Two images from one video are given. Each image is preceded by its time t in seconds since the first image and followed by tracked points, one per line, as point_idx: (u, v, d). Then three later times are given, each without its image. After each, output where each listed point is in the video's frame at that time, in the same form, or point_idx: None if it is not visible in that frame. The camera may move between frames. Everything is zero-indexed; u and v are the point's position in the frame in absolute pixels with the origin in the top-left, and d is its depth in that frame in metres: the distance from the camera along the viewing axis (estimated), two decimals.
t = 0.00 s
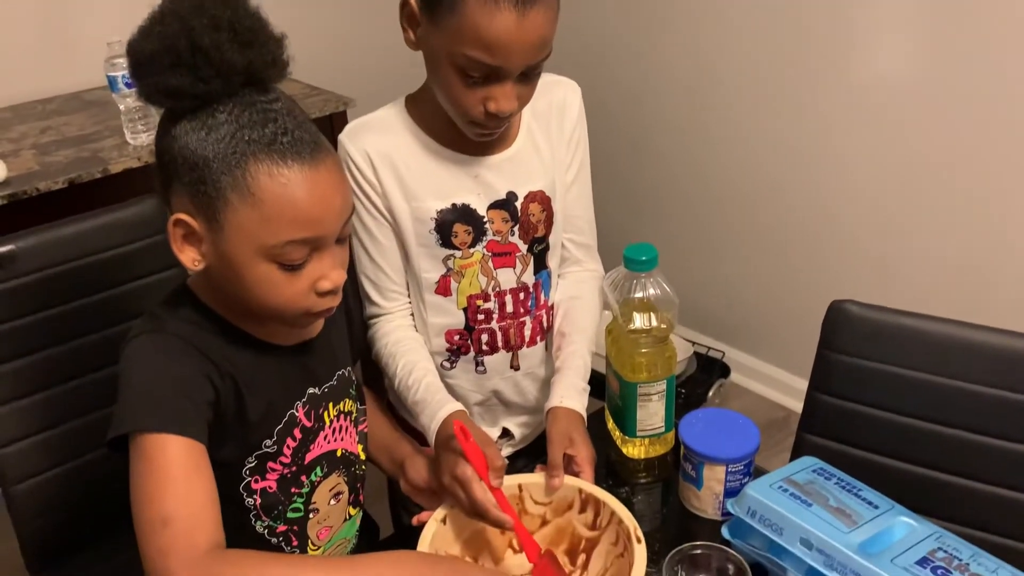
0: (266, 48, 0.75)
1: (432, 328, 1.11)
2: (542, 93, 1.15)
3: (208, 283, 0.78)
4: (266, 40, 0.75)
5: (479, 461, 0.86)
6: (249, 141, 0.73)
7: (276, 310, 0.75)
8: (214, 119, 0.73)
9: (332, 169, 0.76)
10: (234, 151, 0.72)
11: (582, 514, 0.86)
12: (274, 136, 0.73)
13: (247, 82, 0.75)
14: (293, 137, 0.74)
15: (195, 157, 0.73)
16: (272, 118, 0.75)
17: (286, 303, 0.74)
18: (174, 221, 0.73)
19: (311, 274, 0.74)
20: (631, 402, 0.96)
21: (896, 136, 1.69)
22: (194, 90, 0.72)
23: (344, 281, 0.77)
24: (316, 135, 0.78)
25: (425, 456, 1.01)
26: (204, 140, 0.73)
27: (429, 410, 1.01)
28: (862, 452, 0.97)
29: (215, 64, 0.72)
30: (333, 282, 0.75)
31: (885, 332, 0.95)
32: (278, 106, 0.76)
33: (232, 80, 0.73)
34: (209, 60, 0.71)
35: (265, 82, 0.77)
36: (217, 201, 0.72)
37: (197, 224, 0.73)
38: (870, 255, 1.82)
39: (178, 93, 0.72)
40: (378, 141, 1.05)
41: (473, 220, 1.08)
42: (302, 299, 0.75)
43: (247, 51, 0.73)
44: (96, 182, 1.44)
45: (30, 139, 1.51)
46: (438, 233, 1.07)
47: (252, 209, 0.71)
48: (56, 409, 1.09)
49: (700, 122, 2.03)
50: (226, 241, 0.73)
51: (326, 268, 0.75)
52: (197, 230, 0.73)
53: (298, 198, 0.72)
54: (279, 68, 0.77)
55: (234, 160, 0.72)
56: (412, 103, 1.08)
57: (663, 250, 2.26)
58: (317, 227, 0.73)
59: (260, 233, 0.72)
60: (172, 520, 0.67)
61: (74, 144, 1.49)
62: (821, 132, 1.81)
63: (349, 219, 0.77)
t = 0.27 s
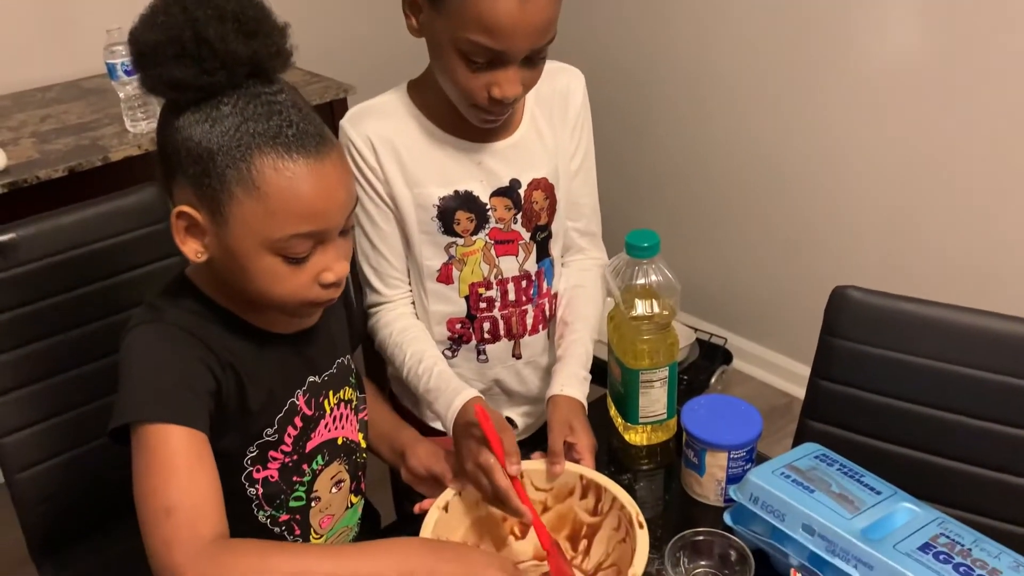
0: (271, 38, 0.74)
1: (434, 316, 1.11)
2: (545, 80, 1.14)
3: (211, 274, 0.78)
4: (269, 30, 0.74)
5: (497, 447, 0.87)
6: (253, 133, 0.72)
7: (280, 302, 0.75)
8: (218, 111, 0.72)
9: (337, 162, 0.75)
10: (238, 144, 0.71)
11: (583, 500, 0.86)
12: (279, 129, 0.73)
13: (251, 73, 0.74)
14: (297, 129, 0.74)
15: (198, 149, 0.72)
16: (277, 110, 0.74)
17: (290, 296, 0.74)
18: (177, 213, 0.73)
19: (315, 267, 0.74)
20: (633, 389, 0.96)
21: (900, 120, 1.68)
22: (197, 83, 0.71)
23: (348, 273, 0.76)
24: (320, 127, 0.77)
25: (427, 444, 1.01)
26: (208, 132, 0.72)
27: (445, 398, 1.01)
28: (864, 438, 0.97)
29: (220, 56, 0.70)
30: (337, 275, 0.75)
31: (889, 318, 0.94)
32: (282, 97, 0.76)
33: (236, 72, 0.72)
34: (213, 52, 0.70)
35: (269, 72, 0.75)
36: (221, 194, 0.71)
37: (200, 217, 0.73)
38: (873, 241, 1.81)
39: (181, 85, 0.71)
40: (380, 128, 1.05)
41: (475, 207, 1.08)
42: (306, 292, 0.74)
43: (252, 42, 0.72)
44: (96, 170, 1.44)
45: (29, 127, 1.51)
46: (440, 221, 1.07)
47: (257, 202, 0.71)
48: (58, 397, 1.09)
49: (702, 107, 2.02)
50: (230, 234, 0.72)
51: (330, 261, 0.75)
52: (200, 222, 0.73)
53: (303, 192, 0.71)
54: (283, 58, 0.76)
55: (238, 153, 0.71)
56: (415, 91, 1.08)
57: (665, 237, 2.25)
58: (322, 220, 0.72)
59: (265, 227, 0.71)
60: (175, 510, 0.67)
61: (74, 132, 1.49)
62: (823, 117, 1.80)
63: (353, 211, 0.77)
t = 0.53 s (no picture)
0: (273, 28, 0.73)
1: (433, 306, 1.11)
2: (546, 68, 1.14)
3: (211, 265, 0.77)
4: (271, 20, 0.73)
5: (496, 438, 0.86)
6: (255, 124, 0.72)
7: (280, 294, 0.75)
8: (218, 102, 0.72)
9: (338, 154, 0.75)
10: (240, 135, 0.71)
11: (583, 489, 0.86)
12: (281, 120, 0.73)
13: (253, 64, 0.73)
14: (299, 120, 0.74)
15: (199, 140, 0.72)
16: (278, 102, 0.74)
17: (291, 287, 0.74)
18: (177, 204, 0.72)
19: (316, 259, 0.74)
20: (633, 378, 0.95)
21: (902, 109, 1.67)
22: (199, 74, 0.70)
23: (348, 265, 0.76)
24: (322, 118, 0.77)
25: (426, 435, 1.00)
26: (209, 123, 0.72)
27: (443, 391, 1.00)
28: (865, 428, 0.97)
29: (222, 47, 0.70)
30: (338, 267, 0.75)
31: (890, 307, 0.94)
32: (284, 88, 0.75)
33: (238, 62, 0.72)
34: (216, 43, 0.70)
35: (270, 63, 0.75)
36: (222, 185, 0.71)
37: (200, 208, 0.72)
38: (874, 231, 1.81)
39: (183, 76, 0.70)
40: (380, 116, 1.05)
41: (475, 195, 1.08)
42: (307, 284, 0.74)
43: (254, 32, 0.71)
44: (96, 159, 1.43)
45: (29, 116, 1.50)
46: (439, 209, 1.07)
47: (258, 194, 0.71)
48: (59, 387, 1.09)
49: (703, 96, 2.02)
50: (230, 226, 0.72)
51: (331, 253, 0.75)
52: (201, 214, 0.73)
53: (305, 184, 0.71)
54: (284, 48, 0.75)
55: (239, 144, 0.71)
56: (415, 79, 1.07)
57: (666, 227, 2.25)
58: (323, 212, 0.72)
59: (266, 219, 0.71)
60: (177, 502, 0.67)
61: (74, 121, 1.48)
62: (825, 107, 1.79)
63: (354, 202, 0.77)
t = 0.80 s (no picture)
0: (270, 18, 0.73)
1: (436, 297, 1.11)
2: (547, 58, 1.13)
3: (211, 258, 0.77)
4: (267, 9, 0.73)
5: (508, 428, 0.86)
6: (253, 115, 0.71)
7: (281, 286, 0.75)
8: (216, 93, 0.71)
9: (338, 144, 0.75)
10: (238, 126, 0.71)
11: (583, 480, 0.86)
12: (279, 110, 0.72)
13: (250, 53, 0.73)
14: (298, 111, 0.73)
15: (197, 132, 0.71)
16: (276, 92, 0.73)
17: (292, 279, 0.74)
18: (177, 197, 0.72)
19: (317, 250, 0.74)
20: (635, 370, 0.95)
21: (904, 100, 1.67)
22: (195, 64, 0.70)
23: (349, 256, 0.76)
24: (320, 108, 0.76)
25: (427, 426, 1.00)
26: (207, 114, 0.71)
27: (452, 382, 1.00)
28: (866, 419, 0.97)
29: (218, 37, 0.69)
30: (339, 258, 0.75)
31: (892, 299, 0.94)
32: (282, 78, 0.75)
33: (236, 52, 0.71)
34: (212, 32, 0.69)
35: (267, 52, 0.74)
36: (221, 177, 0.71)
37: (200, 200, 0.72)
38: (876, 222, 1.80)
39: (180, 66, 0.70)
40: (381, 105, 1.04)
41: (477, 185, 1.07)
42: (308, 275, 0.74)
43: (250, 21, 0.71)
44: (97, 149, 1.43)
45: (29, 106, 1.50)
46: (442, 199, 1.06)
47: (258, 185, 0.70)
48: (60, 378, 1.09)
49: (705, 87, 2.01)
50: (230, 218, 0.72)
51: (332, 244, 0.75)
52: (200, 206, 0.72)
53: (305, 175, 0.71)
54: (281, 37, 0.75)
55: (238, 136, 0.71)
56: (416, 69, 1.07)
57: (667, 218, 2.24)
58: (323, 203, 0.72)
59: (266, 210, 0.71)
60: (179, 494, 0.67)
61: (74, 111, 1.48)
62: (827, 98, 1.79)
63: (354, 192, 0.77)
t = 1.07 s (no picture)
0: (263, 6, 0.72)
1: (438, 290, 1.11)
2: (547, 51, 1.13)
3: (211, 251, 0.77)
4: None
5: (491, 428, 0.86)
6: (249, 105, 0.71)
7: (282, 277, 0.74)
8: (212, 84, 0.71)
9: (334, 132, 0.75)
10: (234, 116, 0.71)
11: (585, 474, 0.87)
12: (275, 99, 0.72)
13: (243, 44, 0.73)
14: (293, 99, 0.73)
15: (194, 123, 0.71)
16: (271, 81, 0.73)
17: (294, 269, 0.74)
18: (175, 190, 0.72)
19: (317, 240, 0.74)
20: (636, 363, 0.95)
21: (906, 94, 1.66)
22: (189, 54, 0.70)
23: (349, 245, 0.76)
24: (316, 97, 0.76)
25: (429, 419, 1.00)
26: (203, 105, 0.71)
27: (447, 378, 1.01)
28: (867, 413, 0.97)
29: (212, 27, 0.69)
30: (339, 247, 0.75)
31: (892, 293, 0.94)
32: (276, 67, 0.75)
33: (229, 42, 0.71)
34: (205, 23, 0.69)
35: (261, 42, 0.74)
36: (220, 168, 0.71)
37: (199, 193, 0.72)
38: (877, 216, 1.80)
39: (175, 58, 0.70)
40: (382, 98, 1.04)
41: (478, 178, 1.07)
42: (309, 264, 0.74)
43: (243, 11, 0.71)
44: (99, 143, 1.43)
45: (30, 99, 1.50)
46: (443, 192, 1.06)
47: (257, 175, 0.70)
48: (61, 370, 1.09)
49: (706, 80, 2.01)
50: (230, 209, 0.72)
51: (332, 233, 0.75)
52: (200, 199, 0.72)
53: (303, 163, 0.71)
54: (275, 26, 0.75)
55: (235, 126, 0.71)
56: (416, 62, 1.07)
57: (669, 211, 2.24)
58: (322, 191, 0.72)
59: (265, 200, 0.71)
60: (172, 492, 0.67)
61: (75, 104, 1.48)
62: (829, 91, 1.78)
63: (352, 181, 0.77)
